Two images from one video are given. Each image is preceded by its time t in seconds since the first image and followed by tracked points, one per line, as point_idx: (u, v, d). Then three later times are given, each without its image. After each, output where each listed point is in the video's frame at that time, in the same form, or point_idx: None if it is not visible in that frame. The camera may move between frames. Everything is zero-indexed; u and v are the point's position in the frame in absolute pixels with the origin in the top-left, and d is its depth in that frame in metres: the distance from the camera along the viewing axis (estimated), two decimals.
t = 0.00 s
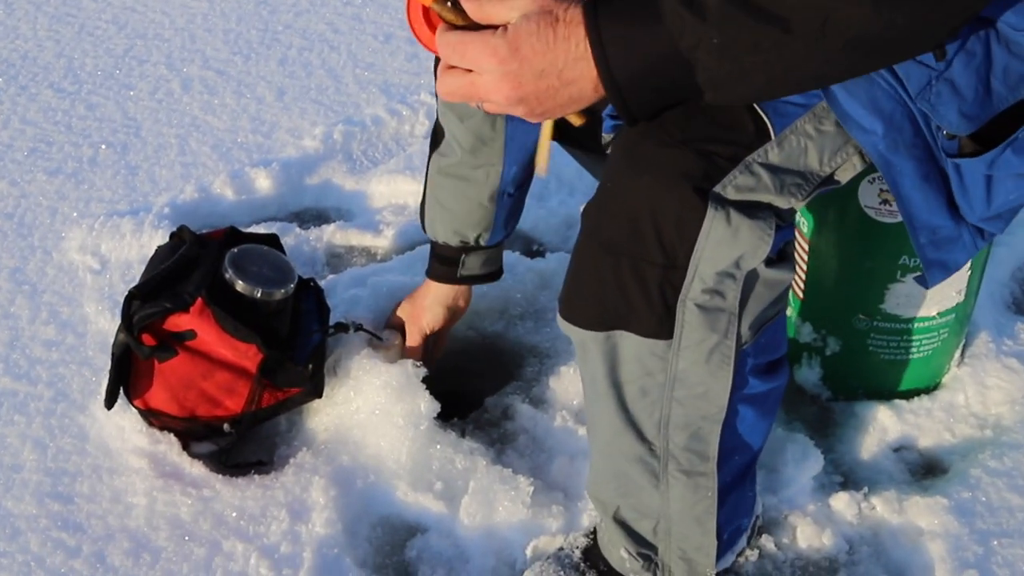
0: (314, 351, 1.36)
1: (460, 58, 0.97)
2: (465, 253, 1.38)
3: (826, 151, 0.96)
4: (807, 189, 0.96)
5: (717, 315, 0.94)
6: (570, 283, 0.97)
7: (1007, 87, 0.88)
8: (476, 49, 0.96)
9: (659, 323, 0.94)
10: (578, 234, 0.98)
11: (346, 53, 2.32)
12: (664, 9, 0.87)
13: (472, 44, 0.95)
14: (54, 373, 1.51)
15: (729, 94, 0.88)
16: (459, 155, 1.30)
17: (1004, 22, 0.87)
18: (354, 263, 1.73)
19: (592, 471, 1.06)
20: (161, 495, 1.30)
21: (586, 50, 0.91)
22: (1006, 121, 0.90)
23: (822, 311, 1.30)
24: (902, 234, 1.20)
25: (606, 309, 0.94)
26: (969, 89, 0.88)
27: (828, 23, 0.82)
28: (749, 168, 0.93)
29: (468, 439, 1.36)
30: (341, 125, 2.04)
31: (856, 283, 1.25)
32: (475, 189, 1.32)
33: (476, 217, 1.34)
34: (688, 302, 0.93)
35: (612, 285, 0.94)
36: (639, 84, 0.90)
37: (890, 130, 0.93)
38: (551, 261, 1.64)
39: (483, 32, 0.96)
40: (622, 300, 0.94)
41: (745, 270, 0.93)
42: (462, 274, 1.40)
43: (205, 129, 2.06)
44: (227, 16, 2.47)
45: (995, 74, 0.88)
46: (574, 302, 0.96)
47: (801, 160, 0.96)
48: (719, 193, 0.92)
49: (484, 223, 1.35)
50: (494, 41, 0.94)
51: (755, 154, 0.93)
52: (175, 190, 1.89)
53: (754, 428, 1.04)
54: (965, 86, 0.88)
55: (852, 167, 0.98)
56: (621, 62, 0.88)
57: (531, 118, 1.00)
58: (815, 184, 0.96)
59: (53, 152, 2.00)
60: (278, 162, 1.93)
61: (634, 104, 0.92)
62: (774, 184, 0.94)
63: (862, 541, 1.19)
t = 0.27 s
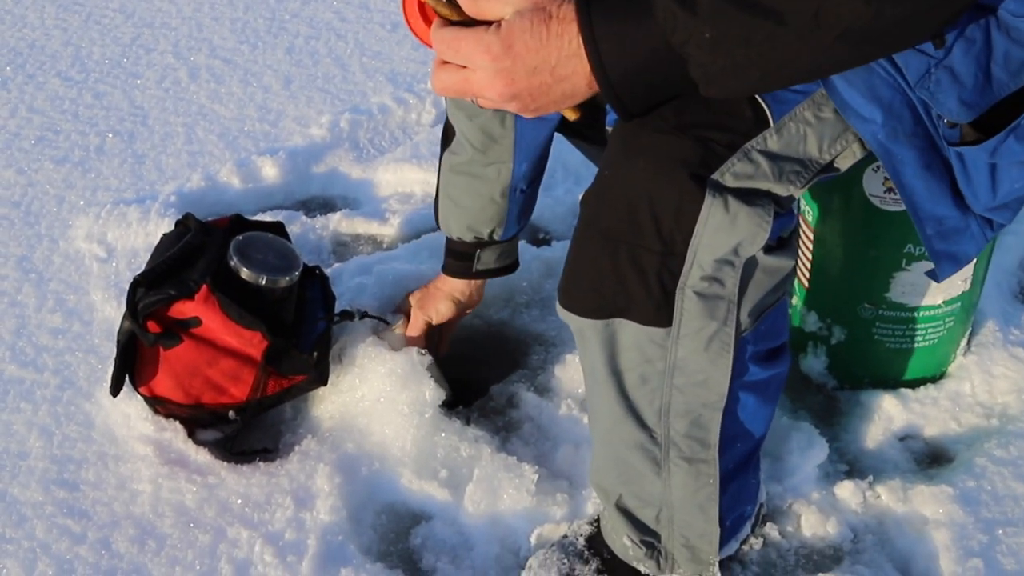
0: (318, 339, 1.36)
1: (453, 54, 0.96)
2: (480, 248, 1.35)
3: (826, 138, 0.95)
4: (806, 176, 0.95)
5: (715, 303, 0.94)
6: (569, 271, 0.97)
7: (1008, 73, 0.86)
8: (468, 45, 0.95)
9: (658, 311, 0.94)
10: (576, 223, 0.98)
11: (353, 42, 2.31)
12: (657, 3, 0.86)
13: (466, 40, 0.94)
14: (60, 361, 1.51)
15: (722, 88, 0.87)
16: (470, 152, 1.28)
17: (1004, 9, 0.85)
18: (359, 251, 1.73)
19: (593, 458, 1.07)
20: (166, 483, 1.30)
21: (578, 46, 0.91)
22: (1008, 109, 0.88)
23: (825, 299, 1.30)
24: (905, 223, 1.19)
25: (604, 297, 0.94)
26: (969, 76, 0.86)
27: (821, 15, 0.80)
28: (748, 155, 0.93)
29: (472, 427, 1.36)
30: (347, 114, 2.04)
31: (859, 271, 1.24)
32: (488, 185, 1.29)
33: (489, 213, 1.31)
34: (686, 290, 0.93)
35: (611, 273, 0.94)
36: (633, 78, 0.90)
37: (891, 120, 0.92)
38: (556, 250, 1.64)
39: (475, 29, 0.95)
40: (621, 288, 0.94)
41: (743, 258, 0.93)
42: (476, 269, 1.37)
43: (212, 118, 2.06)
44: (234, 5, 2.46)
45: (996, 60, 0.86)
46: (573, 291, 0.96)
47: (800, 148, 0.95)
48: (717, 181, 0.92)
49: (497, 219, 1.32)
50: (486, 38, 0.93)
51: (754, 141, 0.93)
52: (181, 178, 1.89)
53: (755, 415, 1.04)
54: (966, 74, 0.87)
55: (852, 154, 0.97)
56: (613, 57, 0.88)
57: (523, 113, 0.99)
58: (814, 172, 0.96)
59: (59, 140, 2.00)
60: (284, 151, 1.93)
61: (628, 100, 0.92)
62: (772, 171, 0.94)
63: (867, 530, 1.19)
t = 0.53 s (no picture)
0: (319, 334, 1.36)
1: (462, 42, 0.96)
2: (477, 220, 1.41)
3: (825, 137, 0.96)
4: (805, 172, 0.96)
5: (713, 294, 0.94)
6: (568, 261, 0.98)
7: (1005, 85, 0.87)
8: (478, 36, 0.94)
9: (657, 301, 0.94)
10: (577, 213, 0.99)
11: (355, 39, 2.31)
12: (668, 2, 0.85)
13: (475, 29, 0.94)
14: (61, 356, 1.51)
15: (729, 90, 0.87)
16: (472, 129, 1.34)
17: (1006, 22, 0.86)
18: (360, 248, 1.74)
19: (590, 450, 1.07)
20: (167, 478, 1.31)
21: (587, 41, 0.90)
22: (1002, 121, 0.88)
23: (825, 294, 1.30)
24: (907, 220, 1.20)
25: (603, 286, 0.95)
26: (968, 86, 0.87)
27: (831, 24, 0.80)
28: (748, 151, 0.94)
29: (472, 423, 1.36)
30: (348, 111, 2.04)
31: (859, 267, 1.25)
32: (488, 161, 1.35)
33: (488, 188, 1.37)
34: (684, 281, 0.93)
35: (611, 262, 0.95)
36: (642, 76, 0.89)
37: (888, 124, 0.92)
38: (556, 246, 1.65)
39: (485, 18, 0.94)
40: (620, 278, 0.94)
41: (741, 250, 0.94)
42: (474, 240, 1.42)
43: (213, 115, 2.06)
44: (235, 2, 2.46)
45: (995, 72, 0.87)
46: (572, 280, 0.97)
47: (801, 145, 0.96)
48: (717, 174, 0.92)
49: (495, 194, 1.38)
50: (495, 29, 0.92)
51: (754, 136, 0.93)
52: (183, 175, 1.89)
53: (752, 409, 1.04)
54: (964, 83, 0.87)
55: (849, 152, 0.98)
56: (623, 54, 0.88)
57: (530, 104, 0.99)
58: (813, 168, 0.96)
59: (61, 136, 2.01)
60: (285, 147, 1.94)
61: (635, 95, 0.92)
62: (771, 166, 0.94)
63: (866, 526, 1.19)
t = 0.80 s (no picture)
0: (320, 333, 1.37)
1: (472, 34, 0.94)
2: (455, 188, 1.32)
3: (827, 138, 0.96)
4: (807, 172, 0.96)
5: (715, 291, 0.95)
6: (569, 257, 0.98)
7: (1004, 101, 0.86)
8: (489, 28, 0.92)
9: (659, 297, 0.94)
10: (579, 210, 0.99)
11: (354, 40, 2.32)
12: (681, 5, 0.84)
13: (486, 22, 0.92)
14: (62, 356, 1.51)
15: (734, 95, 0.86)
16: (459, 97, 1.25)
17: (1010, 39, 0.85)
18: (360, 248, 1.74)
19: (590, 448, 1.07)
20: (167, 477, 1.31)
21: (599, 39, 0.88)
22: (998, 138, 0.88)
23: (824, 294, 1.31)
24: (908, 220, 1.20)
25: (605, 282, 0.95)
26: (968, 99, 0.87)
27: (842, 40, 0.80)
28: (751, 149, 0.94)
29: (472, 423, 1.37)
30: (348, 111, 2.05)
31: (859, 267, 1.25)
32: (472, 131, 1.26)
33: (469, 160, 1.29)
34: (687, 278, 0.94)
35: (614, 258, 0.95)
36: (647, 79, 0.88)
37: (888, 133, 0.93)
38: (556, 246, 1.65)
39: (496, 10, 0.92)
40: (621, 275, 0.95)
41: (743, 248, 0.94)
42: (452, 209, 1.34)
43: (213, 115, 2.06)
44: (235, 3, 2.47)
45: (995, 87, 0.87)
46: (573, 275, 0.97)
47: (804, 146, 0.96)
48: (721, 172, 0.93)
49: (475, 166, 1.29)
50: (507, 23, 0.90)
51: (757, 134, 0.94)
52: (183, 175, 1.90)
53: (752, 407, 1.05)
54: (965, 96, 0.87)
55: (851, 154, 0.99)
56: (632, 57, 0.86)
57: (538, 97, 0.97)
58: (815, 168, 0.97)
59: (61, 137, 2.01)
60: (285, 148, 1.94)
61: (642, 95, 0.90)
62: (774, 166, 0.95)
63: (865, 525, 1.20)
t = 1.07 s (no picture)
0: (318, 338, 1.37)
1: (472, 34, 0.94)
2: (424, 154, 1.33)
3: (822, 143, 0.96)
4: (803, 176, 0.96)
5: (711, 295, 0.95)
6: (567, 260, 0.98)
7: (995, 117, 0.89)
8: (489, 28, 0.92)
9: (656, 301, 0.95)
10: (576, 212, 0.99)
11: (353, 45, 2.32)
12: (681, 14, 0.83)
13: (486, 22, 0.92)
14: (61, 361, 1.52)
15: (731, 105, 0.87)
16: (437, 62, 1.26)
17: (1005, 59, 0.86)
18: (359, 253, 1.74)
19: (589, 452, 1.07)
20: (166, 482, 1.31)
21: (598, 43, 0.88)
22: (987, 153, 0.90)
23: (821, 298, 1.31)
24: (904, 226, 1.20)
25: (603, 286, 0.95)
26: (959, 115, 0.89)
27: (839, 57, 0.80)
28: (746, 154, 0.95)
29: (470, 428, 1.37)
30: (347, 116, 2.05)
31: (857, 272, 1.25)
32: (445, 96, 1.28)
33: (440, 126, 1.30)
34: (683, 281, 0.94)
35: (612, 261, 0.95)
36: (646, 85, 0.87)
37: (879, 143, 0.94)
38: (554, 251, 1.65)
39: (497, 12, 0.92)
40: (619, 279, 0.95)
41: (740, 252, 0.94)
42: (417, 175, 1.35)
43: (212, 120, 2.06)
44: (234, 7, 2.47)
45: (986, 104, 0.88)
46: (571, 278, 0.97)
47: (798, 150, 0.97)
48: (717, 176, 0.93)
49: (444, 134, 1.31)
50: (506, 24, 0.90)
51: (752, 139, 0.94)
52: (182, 180, 1.90)
53: (750, 411, 1.05)
54: (955, 112, 0.89)
55: (847, 159, 0.99)
56: (632, 68, 0.85)
57: (537, 98, 0.96)
58: (810, 173, 0.97)
59: (60, 141, 2.01)
60: (284, 152, 1.94)
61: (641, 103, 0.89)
62: (769, 171, 0.95)
63: (864, 530, 1.20)
